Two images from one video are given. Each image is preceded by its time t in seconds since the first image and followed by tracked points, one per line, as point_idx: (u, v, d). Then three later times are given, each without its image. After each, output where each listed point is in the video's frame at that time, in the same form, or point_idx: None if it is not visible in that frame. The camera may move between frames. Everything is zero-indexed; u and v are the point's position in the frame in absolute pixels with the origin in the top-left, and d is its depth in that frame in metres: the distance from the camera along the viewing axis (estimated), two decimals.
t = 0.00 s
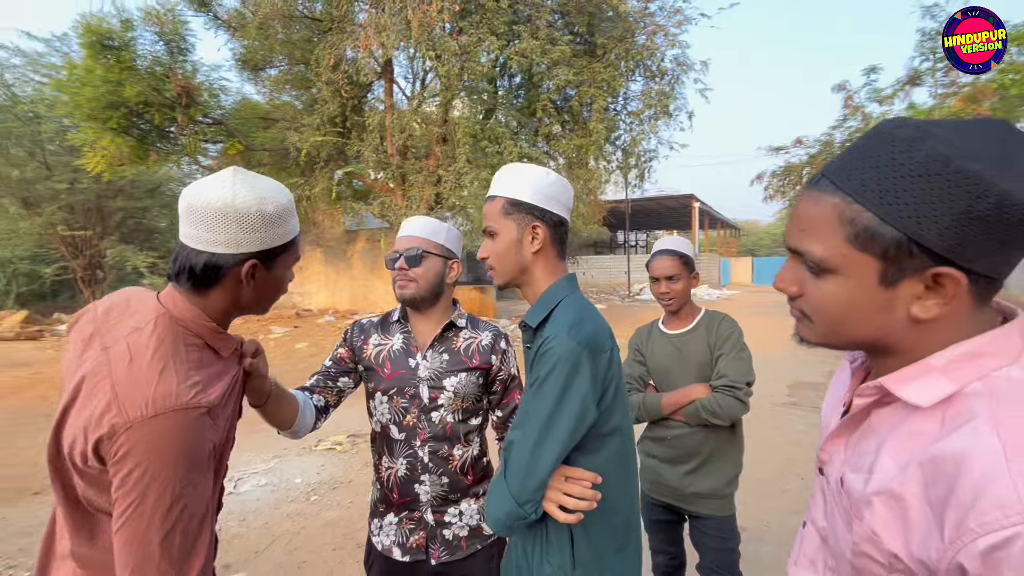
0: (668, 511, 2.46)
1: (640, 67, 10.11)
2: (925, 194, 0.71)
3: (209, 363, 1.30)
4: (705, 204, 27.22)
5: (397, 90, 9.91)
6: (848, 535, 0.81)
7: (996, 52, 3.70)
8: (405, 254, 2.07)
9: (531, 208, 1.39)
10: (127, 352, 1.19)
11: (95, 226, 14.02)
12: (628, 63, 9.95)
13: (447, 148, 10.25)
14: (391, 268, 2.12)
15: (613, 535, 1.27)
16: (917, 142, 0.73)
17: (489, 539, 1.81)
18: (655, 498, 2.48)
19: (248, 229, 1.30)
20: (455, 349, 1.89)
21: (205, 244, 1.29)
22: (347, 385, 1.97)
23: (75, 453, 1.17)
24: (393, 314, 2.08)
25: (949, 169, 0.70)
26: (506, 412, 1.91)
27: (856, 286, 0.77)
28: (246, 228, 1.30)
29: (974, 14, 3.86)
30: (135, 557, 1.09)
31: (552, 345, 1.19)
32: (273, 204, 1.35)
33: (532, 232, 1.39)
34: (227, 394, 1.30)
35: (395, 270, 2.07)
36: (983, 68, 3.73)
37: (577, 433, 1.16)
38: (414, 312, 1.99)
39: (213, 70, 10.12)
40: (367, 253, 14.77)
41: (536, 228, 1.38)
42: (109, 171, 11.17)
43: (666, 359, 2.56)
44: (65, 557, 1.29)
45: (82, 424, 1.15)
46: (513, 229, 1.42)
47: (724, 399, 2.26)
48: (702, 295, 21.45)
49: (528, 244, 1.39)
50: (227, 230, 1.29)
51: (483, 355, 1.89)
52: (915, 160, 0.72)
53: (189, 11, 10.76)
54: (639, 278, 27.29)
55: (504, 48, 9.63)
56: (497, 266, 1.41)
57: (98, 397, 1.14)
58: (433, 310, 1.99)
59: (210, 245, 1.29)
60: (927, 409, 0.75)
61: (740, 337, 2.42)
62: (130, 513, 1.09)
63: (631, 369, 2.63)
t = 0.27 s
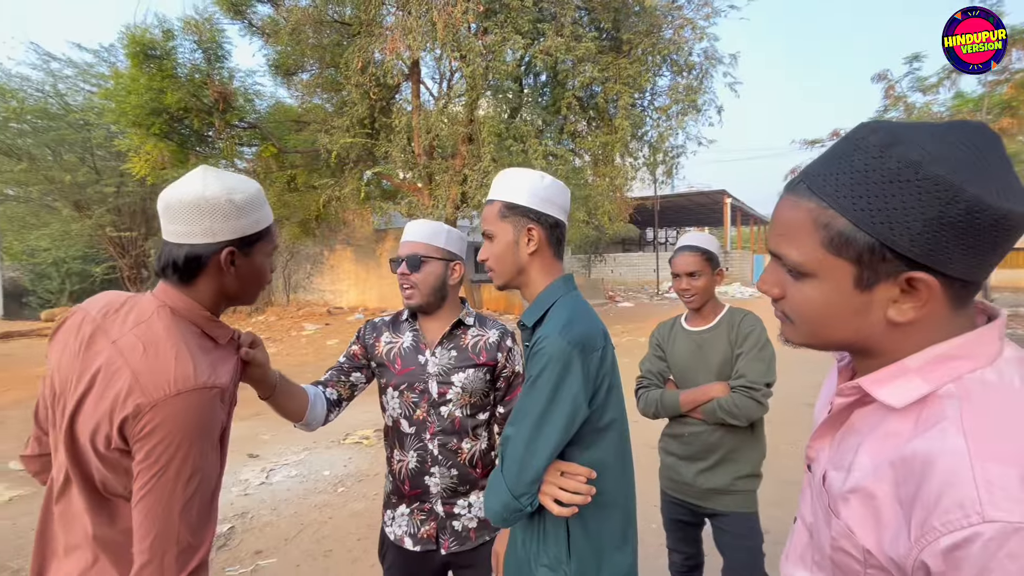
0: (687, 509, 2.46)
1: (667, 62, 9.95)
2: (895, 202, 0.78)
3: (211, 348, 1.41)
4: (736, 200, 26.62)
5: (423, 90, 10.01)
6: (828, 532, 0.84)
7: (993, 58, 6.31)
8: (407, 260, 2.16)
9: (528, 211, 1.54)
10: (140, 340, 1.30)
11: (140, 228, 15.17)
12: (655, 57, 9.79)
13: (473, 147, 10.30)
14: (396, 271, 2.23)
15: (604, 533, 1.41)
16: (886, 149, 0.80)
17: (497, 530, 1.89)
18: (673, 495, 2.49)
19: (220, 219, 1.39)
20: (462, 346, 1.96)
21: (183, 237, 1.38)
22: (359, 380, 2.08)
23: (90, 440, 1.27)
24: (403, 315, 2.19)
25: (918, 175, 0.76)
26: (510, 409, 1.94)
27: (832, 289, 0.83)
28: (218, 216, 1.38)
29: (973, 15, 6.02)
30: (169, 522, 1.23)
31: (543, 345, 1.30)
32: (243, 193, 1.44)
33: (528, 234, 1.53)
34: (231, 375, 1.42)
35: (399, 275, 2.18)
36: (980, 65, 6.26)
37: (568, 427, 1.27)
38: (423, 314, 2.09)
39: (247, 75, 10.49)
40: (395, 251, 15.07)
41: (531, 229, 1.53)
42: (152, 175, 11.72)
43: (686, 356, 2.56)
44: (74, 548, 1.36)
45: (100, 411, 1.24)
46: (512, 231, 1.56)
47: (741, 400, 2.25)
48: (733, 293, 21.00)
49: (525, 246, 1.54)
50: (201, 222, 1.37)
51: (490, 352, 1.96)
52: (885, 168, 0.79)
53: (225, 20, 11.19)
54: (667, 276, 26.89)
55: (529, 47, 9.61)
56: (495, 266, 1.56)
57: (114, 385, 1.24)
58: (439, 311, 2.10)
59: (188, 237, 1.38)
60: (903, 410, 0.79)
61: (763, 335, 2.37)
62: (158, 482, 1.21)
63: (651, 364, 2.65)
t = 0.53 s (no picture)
0: (728, 518, 2.40)
1: (693, 56, 9.78)
2: (904, 203, 0.79)
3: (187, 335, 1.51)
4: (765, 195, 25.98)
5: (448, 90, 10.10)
6: (840, 529, 0.85)
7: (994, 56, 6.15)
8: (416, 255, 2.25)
9: (542, 211, 1.59)
10: (133, 329, 1.40)
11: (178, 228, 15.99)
12: (681, 51, 9.63)
13: (497, 146, 10.35)
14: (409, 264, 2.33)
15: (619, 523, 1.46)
16: (895, 151, 0.82)
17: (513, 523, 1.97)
18: (715, 504, 2.43)
19: (161, 212, 1.47)
20: (475, 343, 2.03)
21: (134, 234, 1.49)
22: (373, 373, 2.18)
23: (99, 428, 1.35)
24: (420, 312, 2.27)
25: (926, 177, 0.78)
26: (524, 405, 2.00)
27: (841, 289, 0.84)
28: (158, 207, 1.47)
29: (973, 16, 5.88)
30: (187, 488, 1.34)
31: (557, 342, 1.34)
32: (183, 185, 1.53)
33: (542, 234, 1.58)
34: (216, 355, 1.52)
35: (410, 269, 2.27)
36: (981, 66, 6.16)
37: (581, 421, 1.31)
38: (436, 311, 2.17)
39: (278, 79, 10.80)
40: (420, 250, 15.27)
41: (546, 229, 1.58)
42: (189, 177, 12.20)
43: (730, 362, 2.45)
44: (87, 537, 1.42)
45: (105, 399, 1.33)
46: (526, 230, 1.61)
47: (785, 409, 2.15)
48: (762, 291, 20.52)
49: (539, 245, 1.58)
50: (145, 217, 1.47)
51: (502, 349, 2.02)
52: (894, 170, 0.81)
53: (256, 25, 11.53)
54: (694, 273, 26.48)
55: (552, 44, 9.61)
56: (509, 264, 1.61)
57: (115, 372, 1.33)
58: (448, 307, 2.16)
59: (137, 233, 1.48)
60: (915, 409, 0.80)
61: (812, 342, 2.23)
62: (171, 452, 1.32)
63: (693, 369, 2.57)
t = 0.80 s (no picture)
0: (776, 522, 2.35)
1: (716, 49, 9.62)
2: (922, 192, 0.79)
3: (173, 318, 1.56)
4: (792, 190, 25.39)
5: (469, 88, 10.18)
6: (859, 516, 0.88)
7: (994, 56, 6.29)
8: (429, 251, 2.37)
9: (568, 206, 1.62)
10: (122, 311, 1.44)
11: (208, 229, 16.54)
12: (704, 44, 9.49)
13: (518, 144, 10.37)
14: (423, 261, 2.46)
15: (634, 503, 1.53)
16: (913, 140, 0.82)
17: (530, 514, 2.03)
18: (766, 507, 2.39)
19: (123, 204, 1.55)
20: (488, 337, 2.15)
21: (103, 228, 1.57)
22: (393, 374, 2.27)
23: (100, 411, 1.38)
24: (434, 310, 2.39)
25: (944, 167, 0.78)
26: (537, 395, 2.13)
27: (860, 281, 0.84)
28: (122, 200, 1.55)
29: (972, 16, 6.12)
30: (191, 452, 1.37)
31: (573, 331, 1.39)
32: (147, 179, 1.60)
33: (565, 228, 1.62)
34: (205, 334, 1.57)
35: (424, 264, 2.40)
36: (980, 66, 6.29)
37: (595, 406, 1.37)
38: (448, 305, 2.29)
39: (303, 81, 11.04)
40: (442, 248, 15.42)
41: (567, 224, 1.61)
42: (219, 179, 12.56)
43: (782, 360, 2.39)
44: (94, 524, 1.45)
45: (104, 376, 1.36)
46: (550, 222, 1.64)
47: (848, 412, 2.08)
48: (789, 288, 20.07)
49: (560, 237, 1.62)
50: (110, 209, 1.55)
51: (514, 342, 2.16)
52: (913, 159, 0.81)
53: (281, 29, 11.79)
54: (718, 270, 26.06)
55: (572, 40, 9.58)
56: (530, 253, 1.65)
57: (111, 350, 1.37)
58: (459, 300, 2.28)
59: (106, 227, 1.56)
60: (935, 397, 0.82)
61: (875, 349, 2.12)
62: (172, 418, 1.36)
63: (743, 364, 2.52)
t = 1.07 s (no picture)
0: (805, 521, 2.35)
1: (733, 43, 9.48)
2: (940, 187, 0.79)
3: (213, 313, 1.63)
4: (812, 185, 24.90)
5: (483, 87, 10.20)
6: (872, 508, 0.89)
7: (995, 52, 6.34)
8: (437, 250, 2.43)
9: (577, 203, 1.64)
10: (179, 303, 1.52)
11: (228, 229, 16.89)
12: (720, 39, 9.35)
13: (532, 142, 10.37)
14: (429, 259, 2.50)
15: (648, 500, 1.55)
16: (932, 135, 0.82)
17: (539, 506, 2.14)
18: (795, 505, 2.38)
19: (157, 204, 1.59)
20: (493, 334, 2.23)
21: (139, 228, 1.62)
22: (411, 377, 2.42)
23: (164, 398, 1.45)
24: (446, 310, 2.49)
25: (963, 161, 0.78)
26: (545, 389, 2.20)
27: (875, 276, 0.85)
28: (154, 202, 1.59)
29: (972, 17, 5.91)
30: (251, 432, 1.49)
31: (604, 326, 1.44)
32: (176, 179, 1.64)
33: (574, 226, 1.63)
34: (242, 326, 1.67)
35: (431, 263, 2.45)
36: (981, 66, 6.04)
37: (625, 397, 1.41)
38: (455, 303, 2.38)
39: (319, 82, 11.18)
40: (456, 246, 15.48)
41: (577, 221, 1.63)
42: (238, 180, 12.80)
43: (818, 358, 2.37)
44: (152, 505, 1.50)
45: (169, 365, 1.43)
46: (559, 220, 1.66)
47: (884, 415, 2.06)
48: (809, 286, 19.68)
49: (570, 235, 1.63)
50: (144, 210, 1.59)
51: (519, 338, 2.22)
52: (931, 154, 0.81)
53: (298, 31, 11.94)
54: (736, 268, 25.73)
55: (586, 37, 9.54)
56: (542, 250, 1.68)
57: (177, 340, 1.44)
58: (467, 298, 2.36)
59: (142, 226, 1.61)
60: (950, 392, 0.82)
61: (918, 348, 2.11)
62: (234, 402, 1.45)
63: (777, 361, 2.51)
